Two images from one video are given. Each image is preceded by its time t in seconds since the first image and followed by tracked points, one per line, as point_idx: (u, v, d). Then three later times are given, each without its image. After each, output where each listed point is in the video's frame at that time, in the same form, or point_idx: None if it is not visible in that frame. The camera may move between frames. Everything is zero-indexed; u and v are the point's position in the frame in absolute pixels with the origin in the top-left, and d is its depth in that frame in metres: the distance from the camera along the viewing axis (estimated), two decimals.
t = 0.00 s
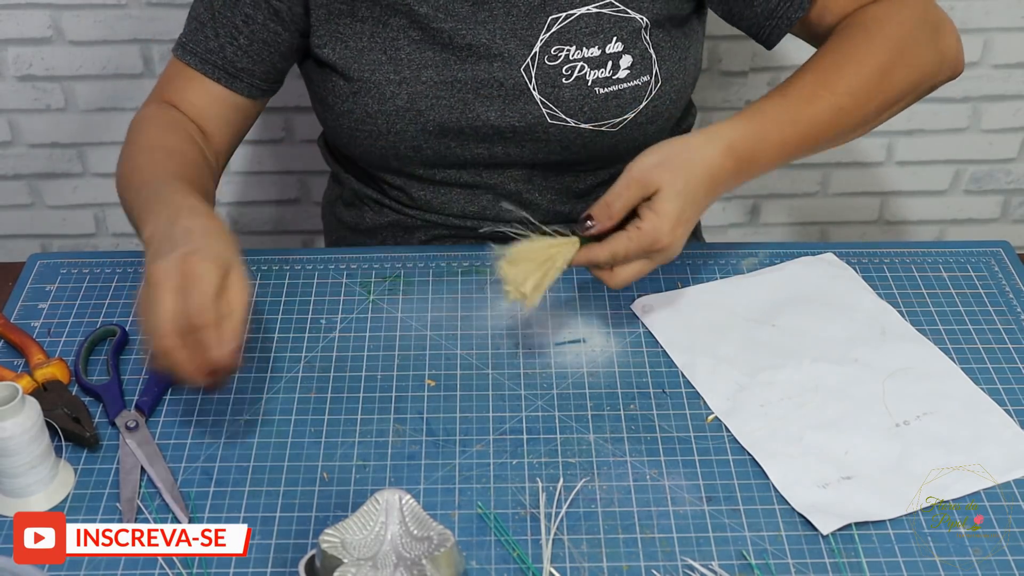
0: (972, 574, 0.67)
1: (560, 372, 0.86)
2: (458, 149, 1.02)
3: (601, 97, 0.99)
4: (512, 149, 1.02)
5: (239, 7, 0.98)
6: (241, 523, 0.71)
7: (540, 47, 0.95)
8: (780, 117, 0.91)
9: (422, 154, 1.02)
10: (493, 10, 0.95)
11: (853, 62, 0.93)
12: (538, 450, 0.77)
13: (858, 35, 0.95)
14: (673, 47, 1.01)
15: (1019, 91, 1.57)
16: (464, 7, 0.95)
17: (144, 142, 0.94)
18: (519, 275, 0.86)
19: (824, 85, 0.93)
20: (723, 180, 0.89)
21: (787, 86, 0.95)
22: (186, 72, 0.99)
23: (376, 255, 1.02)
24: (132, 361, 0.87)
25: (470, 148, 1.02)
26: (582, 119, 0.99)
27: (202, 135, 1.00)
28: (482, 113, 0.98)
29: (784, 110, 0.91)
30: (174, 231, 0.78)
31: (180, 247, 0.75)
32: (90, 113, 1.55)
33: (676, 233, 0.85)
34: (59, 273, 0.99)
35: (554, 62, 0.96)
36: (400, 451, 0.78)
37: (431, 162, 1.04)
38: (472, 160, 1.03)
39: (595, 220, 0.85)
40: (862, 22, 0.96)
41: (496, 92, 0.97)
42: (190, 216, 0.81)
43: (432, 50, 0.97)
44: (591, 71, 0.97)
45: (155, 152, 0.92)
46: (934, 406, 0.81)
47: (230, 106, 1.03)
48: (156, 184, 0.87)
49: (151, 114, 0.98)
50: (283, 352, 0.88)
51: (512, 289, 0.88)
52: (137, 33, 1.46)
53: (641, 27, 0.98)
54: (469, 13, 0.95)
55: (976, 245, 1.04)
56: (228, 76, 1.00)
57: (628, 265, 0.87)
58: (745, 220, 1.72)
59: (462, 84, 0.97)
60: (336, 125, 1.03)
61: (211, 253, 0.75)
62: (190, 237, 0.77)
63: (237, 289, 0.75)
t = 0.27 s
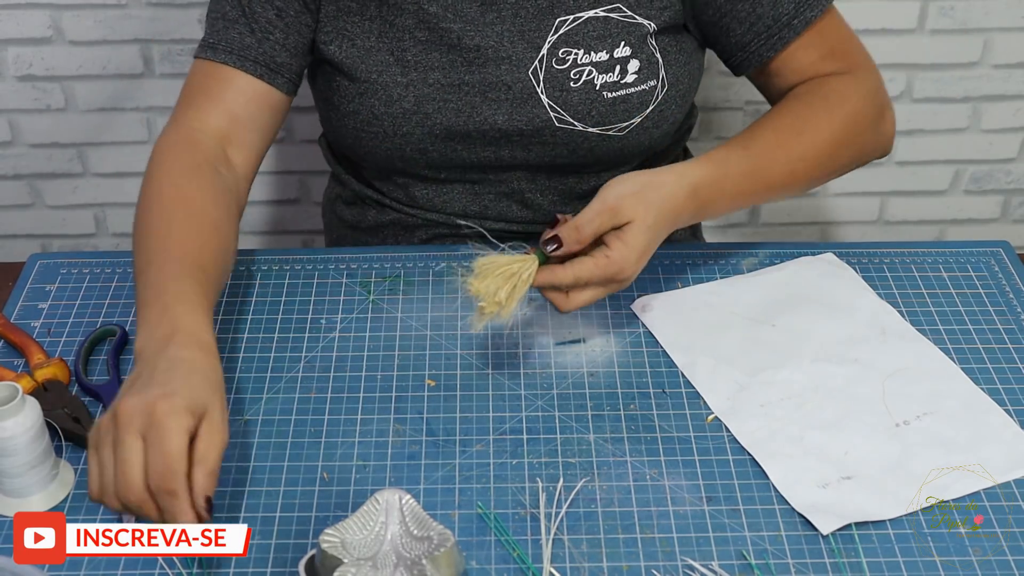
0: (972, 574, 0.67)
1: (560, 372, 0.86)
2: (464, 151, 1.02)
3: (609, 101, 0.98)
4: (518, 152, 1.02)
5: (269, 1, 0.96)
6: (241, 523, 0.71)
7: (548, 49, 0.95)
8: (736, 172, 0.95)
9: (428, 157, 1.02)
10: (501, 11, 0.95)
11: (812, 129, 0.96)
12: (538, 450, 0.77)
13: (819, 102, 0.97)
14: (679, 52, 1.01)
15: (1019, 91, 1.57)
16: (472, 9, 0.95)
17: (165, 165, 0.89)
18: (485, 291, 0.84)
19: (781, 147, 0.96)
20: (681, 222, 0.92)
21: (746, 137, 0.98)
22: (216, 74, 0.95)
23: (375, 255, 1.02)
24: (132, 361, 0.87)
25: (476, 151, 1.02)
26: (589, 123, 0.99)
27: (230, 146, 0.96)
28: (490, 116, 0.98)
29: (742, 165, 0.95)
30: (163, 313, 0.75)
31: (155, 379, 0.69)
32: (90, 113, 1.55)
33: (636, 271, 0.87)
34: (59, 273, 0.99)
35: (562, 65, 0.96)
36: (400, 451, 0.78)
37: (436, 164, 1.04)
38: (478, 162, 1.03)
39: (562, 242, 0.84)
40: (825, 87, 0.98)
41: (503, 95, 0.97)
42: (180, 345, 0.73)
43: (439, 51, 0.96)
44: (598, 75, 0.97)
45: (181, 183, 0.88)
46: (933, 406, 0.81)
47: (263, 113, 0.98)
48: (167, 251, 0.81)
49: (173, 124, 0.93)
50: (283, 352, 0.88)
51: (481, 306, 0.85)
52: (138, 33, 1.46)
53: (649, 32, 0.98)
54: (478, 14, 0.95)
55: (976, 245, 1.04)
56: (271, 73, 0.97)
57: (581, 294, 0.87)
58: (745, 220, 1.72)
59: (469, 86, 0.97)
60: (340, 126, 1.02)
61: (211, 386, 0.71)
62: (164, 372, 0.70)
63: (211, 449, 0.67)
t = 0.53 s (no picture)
0: (972, 574, 0.67)
1: (560, 372, 0.86)
2: (481, 166, 1.00)
3: (631, 116, 0.98)
4: (537, 166, 1.01)
5: (283, 15, 0.92)
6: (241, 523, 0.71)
7: (569, 63, 0.94)
8: (735, 206, 0.95)
9: (446, 171, 1.00)
10: (521, 24, 0.93)
11: (802, 165, 0.99)
12: (538, 450, 0.77)
13: (807, 138, 0.99)
14: (694, 64, 1.00)
15: (1019, 91, 1.57)
16: (492, 22, 0.93)
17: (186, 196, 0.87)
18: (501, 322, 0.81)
19: (774, 183, 0.98)
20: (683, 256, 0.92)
21: (739, 169, 0.99)
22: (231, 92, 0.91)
23: (376, 255, 1.02)
24: (132, 361, 0.87)
25: (494, 165, 1.00)
26: (611, 138, 0.98)
27: (251, 166, 0.93)
28: (511, 132, 0.96)
29: (739, 199, 0.96)
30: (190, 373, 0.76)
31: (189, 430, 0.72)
32: (91, 113, 1.55)
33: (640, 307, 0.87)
34: (59, 273, 0.99)
35: (584, 80, 0.95)
36: (399, 451, 0.78)
37: (452, 178, 1.02)
38: (495, 176, 1.02)
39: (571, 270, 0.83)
40: (812, 124, 1.00)
41: (524, 110, 0.95)
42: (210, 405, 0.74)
43: (458, 66, 0.94)
44: (620, 89, 0.96)
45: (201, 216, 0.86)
46: (933, 406, 0.81)
47: (283, 129, 0.95)
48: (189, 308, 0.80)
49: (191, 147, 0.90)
50: (283, 352, 0.89)
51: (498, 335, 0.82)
52: (138, 33, 1.46)
53: (669, 46, 0.97)
54: (497, 28, 0.93)
55: (976, 245, 1.04)
56: (289, 89, 0.93)
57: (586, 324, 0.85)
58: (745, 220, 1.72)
59: (490, 101, 0.95)
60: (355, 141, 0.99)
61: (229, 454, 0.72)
62: (186, 453, 0.70)
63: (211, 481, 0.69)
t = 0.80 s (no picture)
0: (972, 574, 0.67)
1: (560, 373, 0.86)
2: (484, 178, 0.99)
3: (638, 135, 0.97)
4: (541, 179, 1.00)
5: (287, 20, 0.92)
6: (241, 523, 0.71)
7: (577, 79, 0.93)
8: (735, 237, 0.94)
9: (449, 183, 1.00)
10: (530, 38, 0.92)
11: (802, 195, 0.98)
12: (538, 451, 0.77)
13: (807, 169, 0.99)
14: (700, 83, 1.00)
15: (1019, 91, 1.57)
16: (501, 36, 0.92)
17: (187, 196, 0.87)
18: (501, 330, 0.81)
19: (774, 213, 0.97)
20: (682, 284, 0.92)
21: (740, 197, 0.98)
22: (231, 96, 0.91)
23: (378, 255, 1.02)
24: (132, 361, 0.87)
25: (498, 178, 0.99)
26: (617, 156, 0.98)
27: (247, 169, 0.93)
28: (516, 147, 0.95)
29: (740, 229, 0.95)
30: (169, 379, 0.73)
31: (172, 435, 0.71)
32: (91, 113, 1.55)
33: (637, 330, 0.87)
34: (59, 273, 0.99)
35: (591, 97, 0.94)
36: (399, 451, 0.78)
37: (455, 189, 1.01)
38: (498, 189, 1.01)
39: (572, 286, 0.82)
40: (812, 154, 1.00)
41: (530, 126, 0.94)
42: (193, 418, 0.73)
43: (465, 78, 0.93)
44: (628, 108, 0.95)
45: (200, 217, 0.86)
46: (933, 406, 0.81)
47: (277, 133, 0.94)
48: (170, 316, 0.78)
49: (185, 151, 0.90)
50: (283, 352, 0.89)
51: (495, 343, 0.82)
52: (138, 33, 1.46)
53: (677, 66, 0.96)
54: (506, 42, 0.92)
55: (976, 245, 1.04)
56: (289, 94, 0.93)
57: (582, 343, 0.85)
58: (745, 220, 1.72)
59: (495, 116, 0.94)
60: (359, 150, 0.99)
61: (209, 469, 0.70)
62: (172, 460, 0.69)
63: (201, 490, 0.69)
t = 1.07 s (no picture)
0: (972, 574, 0.67)
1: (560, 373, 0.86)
2: (489, 187, 0.99)
3: (646, 147, 0.96)
4: (547, 189, 0.99)
5: (301, 24, 0.90)
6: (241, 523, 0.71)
7: (586, 92, 0.93)
8: (734, 258, 0.93)
9: (454, 191, 1.00)
10: (541, 48, 0.92)
11: (801, 214, 0.97)
12: (538, 451, 0.77)
13: (804, 187, 0.99)
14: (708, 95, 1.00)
15: (1019, 91, 1.57)
16: (513, 46, 0.91)
17: (208, 187, 0.84)
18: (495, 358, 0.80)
19: (771, 235, 0.96)
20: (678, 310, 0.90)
21: (737, 218, 0.97)
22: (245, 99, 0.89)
23: (384, 255, 1.02)
24: (132, 361, 0.87)
25: (504, 187, 0.99)
26: (624, 168, 0.98)
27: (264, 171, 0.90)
28: (523, 158, 0.95)
29: (738, 249, 0.93)
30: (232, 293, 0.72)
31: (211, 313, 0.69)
32: (91, 113, 1.55)
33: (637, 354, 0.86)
34: (59, 273, 0.99)
35: (600, 109, 0.93)
36: (400, 451, 0.78)
37: (460, 197, 1.01)
38: (503, 198, 1.01)
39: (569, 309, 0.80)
40: (809, 172, 1.00)
41: (538, 138, 0.94)
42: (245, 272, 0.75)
43: (475, 88, 0.92)
44: (636, 121, 0.95)
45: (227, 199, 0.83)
46: (934, 407, 0.81)
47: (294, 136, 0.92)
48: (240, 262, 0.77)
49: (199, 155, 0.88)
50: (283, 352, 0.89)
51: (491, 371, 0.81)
52: (138, 33, 1.46)
53: (686, 80, 0.96)
54: (518, 52, 0.91)
55: (976, 245, 1.04)
56: (305, 99, 0.91)
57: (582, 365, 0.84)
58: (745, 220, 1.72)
59: (504, 127, 0.93)
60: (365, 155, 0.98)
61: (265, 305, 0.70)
62: (258, 361, 0.63)
63: (295, 381, 0.63)
